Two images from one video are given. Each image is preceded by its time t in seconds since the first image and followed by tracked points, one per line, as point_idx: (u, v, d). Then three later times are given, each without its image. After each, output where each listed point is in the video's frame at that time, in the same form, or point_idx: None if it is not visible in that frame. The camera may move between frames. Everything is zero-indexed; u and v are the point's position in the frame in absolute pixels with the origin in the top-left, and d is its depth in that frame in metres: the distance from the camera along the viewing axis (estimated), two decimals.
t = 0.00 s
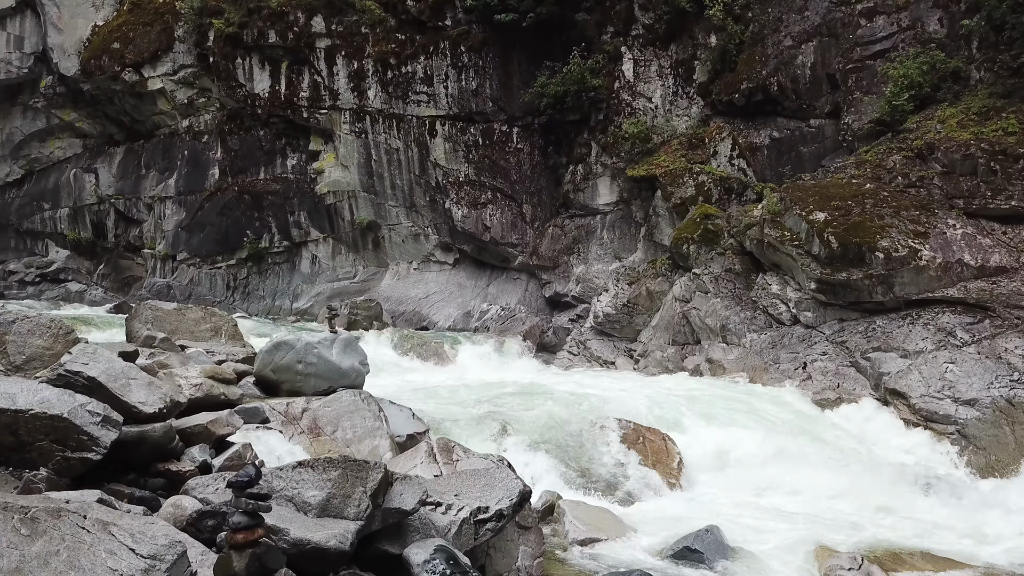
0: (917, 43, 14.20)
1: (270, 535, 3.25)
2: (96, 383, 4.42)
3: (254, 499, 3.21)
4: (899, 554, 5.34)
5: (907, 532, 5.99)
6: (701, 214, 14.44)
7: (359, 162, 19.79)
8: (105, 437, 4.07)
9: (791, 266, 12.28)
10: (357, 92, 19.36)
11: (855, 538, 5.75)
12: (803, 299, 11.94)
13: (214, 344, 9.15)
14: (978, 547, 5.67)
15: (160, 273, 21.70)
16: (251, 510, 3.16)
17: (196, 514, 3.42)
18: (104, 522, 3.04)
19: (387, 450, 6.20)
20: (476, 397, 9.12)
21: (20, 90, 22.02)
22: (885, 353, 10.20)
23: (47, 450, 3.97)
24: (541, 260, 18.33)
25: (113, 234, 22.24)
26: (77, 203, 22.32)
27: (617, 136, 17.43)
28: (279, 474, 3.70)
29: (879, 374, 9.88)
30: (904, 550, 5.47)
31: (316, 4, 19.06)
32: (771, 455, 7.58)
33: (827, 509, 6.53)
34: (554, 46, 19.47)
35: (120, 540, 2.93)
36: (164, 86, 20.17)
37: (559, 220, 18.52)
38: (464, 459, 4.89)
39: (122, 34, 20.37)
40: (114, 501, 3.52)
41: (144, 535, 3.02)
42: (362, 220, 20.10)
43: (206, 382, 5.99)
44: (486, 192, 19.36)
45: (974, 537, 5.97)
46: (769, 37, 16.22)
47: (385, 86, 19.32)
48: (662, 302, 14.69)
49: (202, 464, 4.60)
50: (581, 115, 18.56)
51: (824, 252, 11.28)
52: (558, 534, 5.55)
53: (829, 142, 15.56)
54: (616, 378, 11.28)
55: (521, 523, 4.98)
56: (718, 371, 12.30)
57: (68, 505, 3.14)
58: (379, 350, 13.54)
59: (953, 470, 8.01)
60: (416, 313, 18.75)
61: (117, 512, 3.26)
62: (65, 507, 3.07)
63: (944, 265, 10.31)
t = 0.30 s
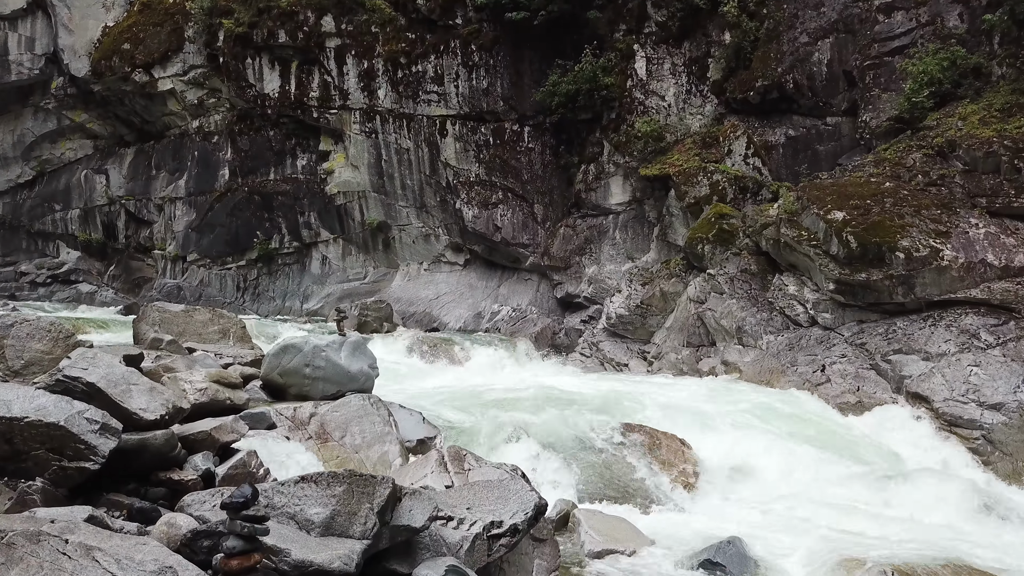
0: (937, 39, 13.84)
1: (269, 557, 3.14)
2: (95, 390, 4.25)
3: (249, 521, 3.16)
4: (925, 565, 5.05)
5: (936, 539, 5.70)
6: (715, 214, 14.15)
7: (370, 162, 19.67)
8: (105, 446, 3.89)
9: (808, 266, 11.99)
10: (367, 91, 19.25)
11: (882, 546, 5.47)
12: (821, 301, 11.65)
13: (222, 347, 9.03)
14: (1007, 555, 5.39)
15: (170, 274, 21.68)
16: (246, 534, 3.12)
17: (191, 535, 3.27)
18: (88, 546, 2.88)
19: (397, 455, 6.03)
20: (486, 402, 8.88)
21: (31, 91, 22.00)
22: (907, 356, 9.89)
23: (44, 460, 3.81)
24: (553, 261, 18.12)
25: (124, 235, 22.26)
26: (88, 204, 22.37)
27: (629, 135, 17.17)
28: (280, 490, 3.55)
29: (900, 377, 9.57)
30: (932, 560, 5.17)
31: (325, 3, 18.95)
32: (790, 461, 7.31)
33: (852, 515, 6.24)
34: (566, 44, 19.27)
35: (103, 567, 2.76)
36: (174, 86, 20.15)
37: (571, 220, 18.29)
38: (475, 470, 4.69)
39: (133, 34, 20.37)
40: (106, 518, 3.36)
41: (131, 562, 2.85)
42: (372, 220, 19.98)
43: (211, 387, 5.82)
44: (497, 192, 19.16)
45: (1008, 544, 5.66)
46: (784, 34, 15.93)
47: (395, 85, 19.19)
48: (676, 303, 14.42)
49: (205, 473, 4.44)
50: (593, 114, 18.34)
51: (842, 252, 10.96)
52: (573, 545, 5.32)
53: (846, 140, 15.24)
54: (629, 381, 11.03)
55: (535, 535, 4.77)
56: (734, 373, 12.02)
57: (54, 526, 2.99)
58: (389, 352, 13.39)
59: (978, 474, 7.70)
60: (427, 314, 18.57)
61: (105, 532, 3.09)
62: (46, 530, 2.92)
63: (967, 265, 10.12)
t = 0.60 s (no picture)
0: (956, 34, 13.45)
1: None
2: (92, 395, 4.09)
3: (240, 545, 3.03)
4: None
5: (963, 551, 5.42)
6: (729, 213, 13.88)
7: (378, 162, 19.54)
8: (100, 454, 3.73)
9: (825, 266, 11.69)
10: (376, 90, 19.11)
11: (907, 558, 5.21)
12: (838, 301, 11.36)
13: (228, 348, 8.90)
14: None
15: (179, 275, 21.63)
16: (239, 560, 3.00)
17: (181, 557, 3.02)
18: (63, 571, 2.74)
19: (406, 461, 5.86)
20: (495, 404, 8.69)
21: (41, 91, 21.94)
22: (927, 358, 9.61)
23: (37, 468, 3.66)
24: (563, 261, 17.93)
25: (133, 236, 22.26)
26: (97, 205, 22.38)
27: (641, 134, 16.93)
28: (279, 507, 3.46)
29: (920, 380, 9.30)
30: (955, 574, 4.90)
31: (334, 2, 18.85)
32: (808, 467, 7.06)
33: (874, 524, 5.97)
34: (576, 42, 19.08)
35: None
36: (183, 87, 20.11)
37: (581, 220, 18.09)
38: (486, 479, 4.50)
39: (141, 35, 20.34)
40: (94, 534, 3.24)
41: None
42: (381, 221, 19.85)
43: (215, 391, 5.66)
44: (506, 192, 18.96)
45: None
46: (798, 30, 15.62)
47: (404, 84, 19.03)
48: (689, 304, 14.16)
49: (206, 482, 4.28)
50: (604, 112, 18.13)
51: (859, 251, 10.67)
52: (587, 555, 5.12)
53: (862, 138, 14.99)
54: (641, 383, 10.81)
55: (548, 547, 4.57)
56: (748, 376, 11.75)
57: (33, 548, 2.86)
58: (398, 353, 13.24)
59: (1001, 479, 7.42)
60: (436, 315, 18.40)
61: (89, 555, 2.93)
62: (21, 555, 2.78)
63: (989, 265, 9.77)
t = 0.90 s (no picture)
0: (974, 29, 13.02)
1: None
2: (87, 400, 3.93)
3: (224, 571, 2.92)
4: None
5: (991, 559, 5.15)
6: (742, 212, 13.62)
7: (386, 161, 19.39)
8: (93, 462, 3.57)
9: (840, 266, 11.42)
10: (384, 89, 18.98)
11: (933, 569, 4.95)
12: (854, 302, 11.09)
13: (234, 350, 8.76)
14: None
15: (187, 276, 21.58)
16: None
17: None
18: None
19: (413, 466, 5.70)
20: (502, 407, 8.50)
21: (49, 91, 21.98)
22: (946, 360, 9.34)
23: (27, 477, 3.48)
24: (573, 261, 17.74)
25: (140, 236, 22.24)
26: (104, 205, 22.38)
27: (651, 132, 16.70)
28: (275, 523, 3.24)
29: (940, 383, 9.03)
30: None
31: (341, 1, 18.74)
32: (824, 471, 6.81)
33: (896, 531, 5.70)
34: (585, 39, 18.89)
35: None
36: (190, 86, 20.06)
37: (591, 219, 17.90)
38: (495, 488, 4.32)
39: (149, 35, 20.31)
40: (78, 552, 3.05)
41: None
42: (388, 221, 19.72)
43: (217, 394, 5.50)
44: (515, 191, 18.77)
45: None
46: (812, 26, 15.38)
47: (412, 83, 18.89)
48: (701, 304, 13.91)
49: (206, 489, 4.13)
50: (614, 110, 17.93)
51: (876, 250, 10.41)
52: (600, 565, 4.87)
53: (877, 136, 14.73)
54: (653, 385, 10.58)
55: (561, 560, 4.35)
56: (762, 377, 11.50)
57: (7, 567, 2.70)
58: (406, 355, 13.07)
59: None
60: (444, 316, 18.22)
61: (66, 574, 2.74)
62: None
63: (1010, 265, 9.49)
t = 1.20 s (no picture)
0: (990, 24, 12.72)
1: None
2: (81, 404, 3.76)
3: None
4: None
5: None
6: (754, 211, 13.37)
7: (393, 161, 19.25)
8: (86, 470, 3.40)
9: (855, 265, 11.15)
10: (391, 88, 18.84)
11: None
12: (870, 302, 10.82)
13: (238, 351, 8.62)
14: None
15: (193, 276, 21.50)
16: None
17: None
18: None
19: (419, 471, 5.49)
20: (511, 409, 8.33)
21: (56, 91, 21.96)
22: (966, 362, 9.06)
23: (16, 486, 3.33)
24: (581, 261, 17.55)
25: (147, 237, 22.19)
26: (111, 206, 22.34)
27: (661, 130, 16.46)
28: (270, 541, 3.04)
29: (959, 385, 8.78)
30: None
31: None
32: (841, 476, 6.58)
33: (917, 540, 5.45)
34: (594, 37, 18.68)
35: None
36: (196, 86, 19.98)
37: (600, 219, 17.71)
38: (505, 497, 4.14)
39: (155, 34, 20.24)
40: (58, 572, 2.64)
41: None
42: (395, 220, 19.56)
43: (217, 398, 5.33)
44: (523, 191, 18.58)
45: None
46: (824, 22, 15.08)
47: (419, 82, 18.73)
48: (712, 305, 13.66)
49: (204, 497, 3.98)
50: (623, 108, 17.72)
51: (893, 250, 10.15)
52: None
53: (891, 133, 14.36)
54: (664, 387, 10.37)
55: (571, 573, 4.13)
56: (775, 379, 11.25)
57: None
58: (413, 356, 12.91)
59: None
60: (451, 317, 18.06)
61: None
62: None
63: None
